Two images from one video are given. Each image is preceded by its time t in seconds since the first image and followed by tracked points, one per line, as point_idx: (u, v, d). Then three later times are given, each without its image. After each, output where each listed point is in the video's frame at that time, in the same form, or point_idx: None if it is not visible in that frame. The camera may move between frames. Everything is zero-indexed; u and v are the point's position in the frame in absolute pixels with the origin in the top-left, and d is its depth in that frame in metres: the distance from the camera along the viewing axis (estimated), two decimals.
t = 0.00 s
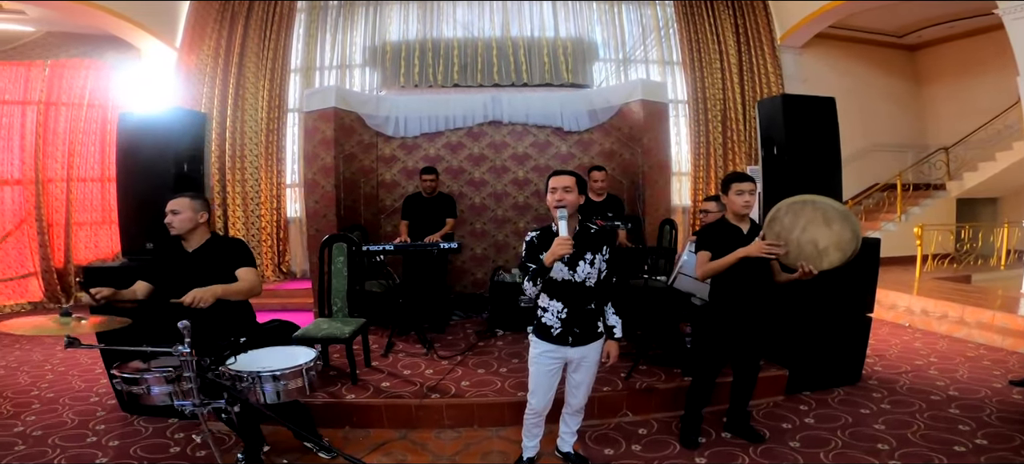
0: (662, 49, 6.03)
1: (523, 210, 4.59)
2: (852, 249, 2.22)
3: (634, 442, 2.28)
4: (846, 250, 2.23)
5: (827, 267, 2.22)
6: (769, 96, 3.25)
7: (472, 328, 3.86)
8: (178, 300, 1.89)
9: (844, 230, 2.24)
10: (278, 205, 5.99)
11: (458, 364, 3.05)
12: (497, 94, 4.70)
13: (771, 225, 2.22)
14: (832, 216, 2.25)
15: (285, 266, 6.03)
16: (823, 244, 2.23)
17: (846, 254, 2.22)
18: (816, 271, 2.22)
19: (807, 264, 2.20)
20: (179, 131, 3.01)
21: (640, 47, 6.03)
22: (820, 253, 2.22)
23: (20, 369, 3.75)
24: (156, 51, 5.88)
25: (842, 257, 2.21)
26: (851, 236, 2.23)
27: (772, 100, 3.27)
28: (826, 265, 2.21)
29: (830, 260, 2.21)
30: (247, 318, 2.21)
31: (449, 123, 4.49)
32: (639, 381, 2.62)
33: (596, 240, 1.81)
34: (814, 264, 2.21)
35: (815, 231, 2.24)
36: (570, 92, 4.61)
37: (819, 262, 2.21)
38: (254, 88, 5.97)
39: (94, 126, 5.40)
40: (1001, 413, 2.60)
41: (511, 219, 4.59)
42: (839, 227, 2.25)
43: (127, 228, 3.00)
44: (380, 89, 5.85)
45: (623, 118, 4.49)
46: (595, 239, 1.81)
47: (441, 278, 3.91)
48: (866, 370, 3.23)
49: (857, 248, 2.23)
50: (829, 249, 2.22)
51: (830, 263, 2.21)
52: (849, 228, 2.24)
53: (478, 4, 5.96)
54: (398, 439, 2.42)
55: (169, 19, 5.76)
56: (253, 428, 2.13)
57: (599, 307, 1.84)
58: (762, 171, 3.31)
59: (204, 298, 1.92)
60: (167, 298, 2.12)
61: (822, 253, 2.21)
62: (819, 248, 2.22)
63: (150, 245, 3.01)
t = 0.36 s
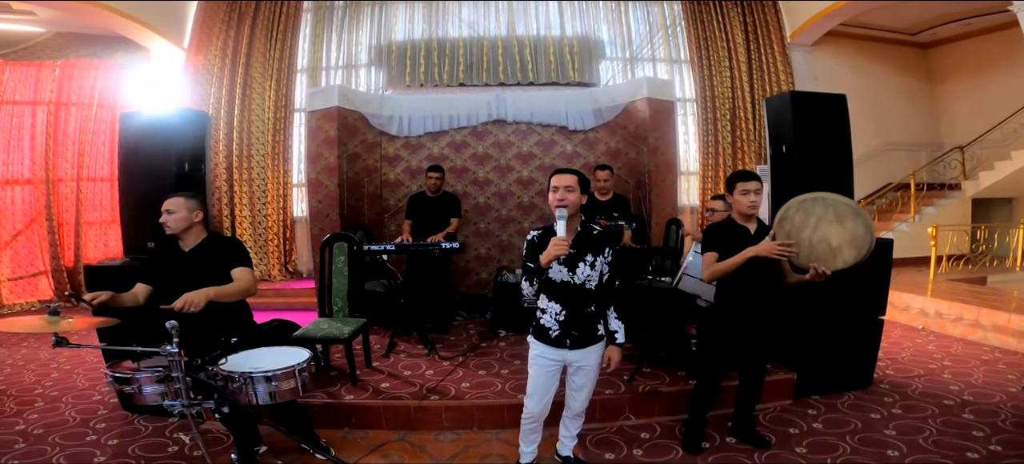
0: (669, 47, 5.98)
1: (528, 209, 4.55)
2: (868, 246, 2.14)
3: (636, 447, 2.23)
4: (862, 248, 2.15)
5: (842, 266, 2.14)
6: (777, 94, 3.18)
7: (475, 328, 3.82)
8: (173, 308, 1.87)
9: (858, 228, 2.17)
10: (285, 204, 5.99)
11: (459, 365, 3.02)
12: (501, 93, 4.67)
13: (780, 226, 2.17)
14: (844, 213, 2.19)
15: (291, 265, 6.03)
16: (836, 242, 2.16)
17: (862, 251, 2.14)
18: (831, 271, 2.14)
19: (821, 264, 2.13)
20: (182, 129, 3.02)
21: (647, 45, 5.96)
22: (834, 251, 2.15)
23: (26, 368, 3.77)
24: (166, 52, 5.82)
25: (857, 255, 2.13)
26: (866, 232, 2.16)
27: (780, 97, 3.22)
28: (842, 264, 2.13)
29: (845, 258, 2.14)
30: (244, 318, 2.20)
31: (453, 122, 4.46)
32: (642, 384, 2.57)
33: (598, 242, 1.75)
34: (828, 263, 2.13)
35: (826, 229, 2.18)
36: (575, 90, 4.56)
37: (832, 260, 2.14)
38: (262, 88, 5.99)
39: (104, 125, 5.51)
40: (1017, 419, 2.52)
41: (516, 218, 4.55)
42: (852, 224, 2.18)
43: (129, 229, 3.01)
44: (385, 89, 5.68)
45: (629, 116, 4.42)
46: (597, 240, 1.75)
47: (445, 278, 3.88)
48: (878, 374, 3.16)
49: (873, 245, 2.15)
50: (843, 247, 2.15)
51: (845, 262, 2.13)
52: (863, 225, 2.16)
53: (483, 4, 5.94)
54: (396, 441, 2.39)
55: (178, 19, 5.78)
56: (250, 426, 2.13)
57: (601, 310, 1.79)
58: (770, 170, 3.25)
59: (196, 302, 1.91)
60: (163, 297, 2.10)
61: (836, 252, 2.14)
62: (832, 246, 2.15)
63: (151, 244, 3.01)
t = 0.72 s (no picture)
0: (676, 45, 5.90)
1: (531, 209, 4.50)
2: (875, 252, 2.06)
3: (636, 453, 2.17)
4: (868, 253, 2.07)
5: (847, 271, 2.07)
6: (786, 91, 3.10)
7: (477, 330, 3.77)
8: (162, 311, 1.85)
9: (865, 232, 2.11)
10: (289, 204, 5.98)
11: (458, 367, 2.97)
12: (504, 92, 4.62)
13: (785, 227, 2.10)
14: (851, 216, 2.13)
15: (296, 265, 6.02)
16: (841, 246, 2.09)
17: (868, 257, 2.06)
18: (836, 276, 2.06)
19: (825, 268, 2.05)
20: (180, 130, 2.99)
21: (653, 44, 5.90)
22: (839, 255, 2.07)
23: (29, 366, 3.75)
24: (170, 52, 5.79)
25: (863, 261, 2.05)
26: (873, 237, 2.09)
27: (787, 96, 3.14)
28: (846, 269, 2.06)
29: (850, 263, 2.06)
30: (238, 318, 2.15)
31: (456, 120, 4.41)
32: (644, 388, 2.51)
33: (589, 243, 1.71)
34: (833, 267, 2.06)
35: (832, 232, 2.11)
36: (579, 89, 4.51)
37: (837, 264, 2.06)
38: (266, 88, 5.97)
39: (109, 125, 5.50)
40: None
41: (519, 218, 4.50)
42: (858, 228, 2.11)
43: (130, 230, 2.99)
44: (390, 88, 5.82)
45: (634, 115, 4.35)
46: (588, 241, 1.72)
47: (446, 279, 3.84)
48: (889, 378, 3.07)
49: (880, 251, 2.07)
50: (849, 251, 2.08)
51: (850, 267, 2.06)
52: (870, 230, 2.10)
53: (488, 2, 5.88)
54: (392, 444, 2.35)
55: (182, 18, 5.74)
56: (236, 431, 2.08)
57: (593, 313, 1.74)
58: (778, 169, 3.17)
59: (184, 305, 1.88)
60: (152, 301, 2.05)
61: (841, 255, 2.07)
62: (838, 249, 2.08)
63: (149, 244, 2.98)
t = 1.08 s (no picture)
0: (683, 44, 5.82)
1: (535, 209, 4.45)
2: (892, 244, 1.99)
3: (638, 461, 2.10)
4: (886, 245, 2.00)
5: (867, 267, 2.00)
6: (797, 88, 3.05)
7: (479, 332, 3.72)
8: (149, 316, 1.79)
9: (878, 224, 2.03)
10: (295, 204, 5.98)
11: (459, 370, 2.92)
12: (508, 91, 4.57)
13: (795, 226, 2.02)
14: (861, 209, 2.05)
15: (301, 265, 6.00)
16: (857, 241, 2.02)
17: (886, 249, 1.99)
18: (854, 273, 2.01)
19: (842, 268, 1.99)
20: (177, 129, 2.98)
21: (660, 42, 5.82)
22: (856, 252, 2.00)
23: (32, 365, 3.72)
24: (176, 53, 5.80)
25: (881, 254, 1.99)
26: (888, 229, 2.01)
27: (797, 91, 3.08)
28: (865, 264, 2.00)
29: (868, 259, 2.00)
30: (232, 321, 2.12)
31: (459, 119, 4.36)
32: (648, 394, 2.44)
33: (567, 246, 1.67)
34: (850, 266, 1.99)
35: (845, 228, 2.03)
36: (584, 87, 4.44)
37: (854, 262, 2.00)
38: (272, 88, 5.95)
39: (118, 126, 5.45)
40: None
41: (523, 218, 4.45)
42: (872, 221, 2.03)
43: (126, 228, 2.96)
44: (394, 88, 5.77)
45: (639, 113, 4.27)
46: (566, 244, 1.67)
47: (448, 280, 3.79)
48: (902, 384, 2.98)
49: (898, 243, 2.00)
50: (865, 247, 2.01)
51: (869, 263, 2.00)
52: (884, 221, 2.02)
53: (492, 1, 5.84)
54: (389, 448, 2.30)
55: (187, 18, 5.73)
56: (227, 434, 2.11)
57: (570, 319, 1.68)
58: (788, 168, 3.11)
59: (174, 312, 1.84)
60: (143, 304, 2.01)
61: (857, 252, 2.00)
62: (853, 247, 2.01)
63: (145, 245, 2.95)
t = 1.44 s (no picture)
0: (692, 42, 5.75)
1: (541, 210, 4.43)
2: (909, 252, 1.84)
3: None
4: (903, 254, 1.85)
5: (882, 276, 1.86)
6: (810, 86, 2.97)
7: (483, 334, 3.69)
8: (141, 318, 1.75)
9: (895, 231, 1.88)
10: (302, 205, 5.97)
11: (461, 373, 2.89)
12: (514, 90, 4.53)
13: (805, 235, 1.89)
14: (877, 216, 1.91)
15: (308, 265, 6.00)
16: (871, 250, 1.88)
17: (902, 258, 1.84)
18: (868, 283, 1.86)
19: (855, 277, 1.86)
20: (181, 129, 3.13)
21: (668, 41, 5.75)
22: (870, 261, 1.87)
23: (39, 365, 3.73)
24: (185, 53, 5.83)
25: (897, 263, 1.84)
26: (906, 236, 1.87)
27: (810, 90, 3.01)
28: (880, 274, 1.85)
29: (882, 268, 1.85)
30: (229, 325, 2.13)
31: (464, 120, 4.34)
32: (652, 399, 2.39)
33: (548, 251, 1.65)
34: (863, 276, 1.86)
35: (858, 236, 1.89)
36: (591, 87, 4.39)
37: (868, 271, 1.86)
38: (279, 88, 5.95)
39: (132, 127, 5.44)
40: None
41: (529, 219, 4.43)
42: (888, 228, 1.89)
43: (130, 229, 2.96)
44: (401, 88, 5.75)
45: (647, 112, 4.21)
46: (547, 248, 1.66)
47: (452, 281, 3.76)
48: (916, 389, 2.90)
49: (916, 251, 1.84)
50: (880, 256, 1.87)
51: (883, 272, 1.86)
52: (902, 229, 1.87)
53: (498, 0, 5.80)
54: (389, 452, 2.27)
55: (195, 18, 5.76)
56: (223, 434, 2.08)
57: (551, 325, 1.66)
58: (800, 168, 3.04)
59: (168, 315, 1.81)
60: (140, 307, 1.99)
61: (872, 261, 1.86)
62: (867, 256, 1.87)
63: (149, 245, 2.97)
